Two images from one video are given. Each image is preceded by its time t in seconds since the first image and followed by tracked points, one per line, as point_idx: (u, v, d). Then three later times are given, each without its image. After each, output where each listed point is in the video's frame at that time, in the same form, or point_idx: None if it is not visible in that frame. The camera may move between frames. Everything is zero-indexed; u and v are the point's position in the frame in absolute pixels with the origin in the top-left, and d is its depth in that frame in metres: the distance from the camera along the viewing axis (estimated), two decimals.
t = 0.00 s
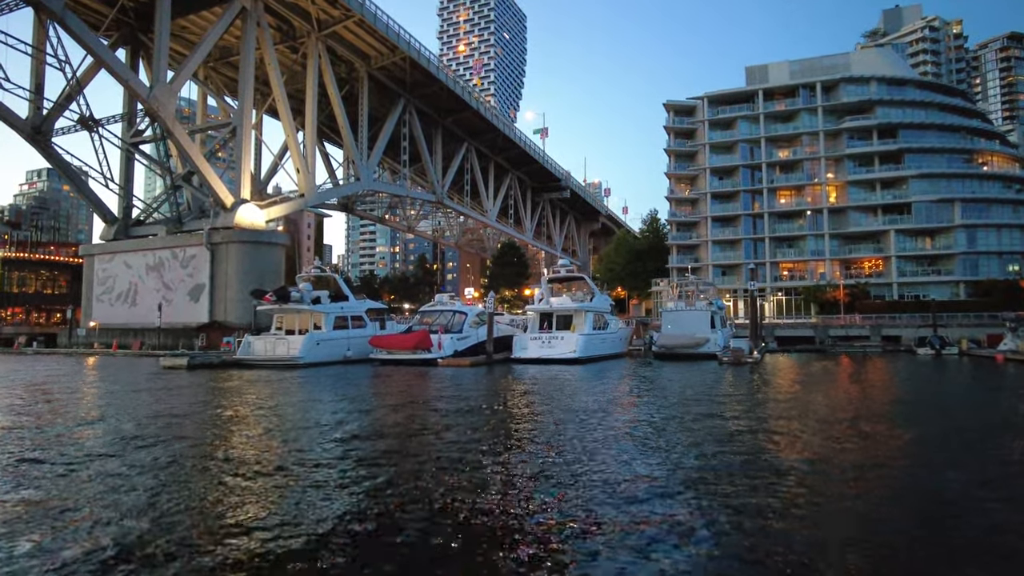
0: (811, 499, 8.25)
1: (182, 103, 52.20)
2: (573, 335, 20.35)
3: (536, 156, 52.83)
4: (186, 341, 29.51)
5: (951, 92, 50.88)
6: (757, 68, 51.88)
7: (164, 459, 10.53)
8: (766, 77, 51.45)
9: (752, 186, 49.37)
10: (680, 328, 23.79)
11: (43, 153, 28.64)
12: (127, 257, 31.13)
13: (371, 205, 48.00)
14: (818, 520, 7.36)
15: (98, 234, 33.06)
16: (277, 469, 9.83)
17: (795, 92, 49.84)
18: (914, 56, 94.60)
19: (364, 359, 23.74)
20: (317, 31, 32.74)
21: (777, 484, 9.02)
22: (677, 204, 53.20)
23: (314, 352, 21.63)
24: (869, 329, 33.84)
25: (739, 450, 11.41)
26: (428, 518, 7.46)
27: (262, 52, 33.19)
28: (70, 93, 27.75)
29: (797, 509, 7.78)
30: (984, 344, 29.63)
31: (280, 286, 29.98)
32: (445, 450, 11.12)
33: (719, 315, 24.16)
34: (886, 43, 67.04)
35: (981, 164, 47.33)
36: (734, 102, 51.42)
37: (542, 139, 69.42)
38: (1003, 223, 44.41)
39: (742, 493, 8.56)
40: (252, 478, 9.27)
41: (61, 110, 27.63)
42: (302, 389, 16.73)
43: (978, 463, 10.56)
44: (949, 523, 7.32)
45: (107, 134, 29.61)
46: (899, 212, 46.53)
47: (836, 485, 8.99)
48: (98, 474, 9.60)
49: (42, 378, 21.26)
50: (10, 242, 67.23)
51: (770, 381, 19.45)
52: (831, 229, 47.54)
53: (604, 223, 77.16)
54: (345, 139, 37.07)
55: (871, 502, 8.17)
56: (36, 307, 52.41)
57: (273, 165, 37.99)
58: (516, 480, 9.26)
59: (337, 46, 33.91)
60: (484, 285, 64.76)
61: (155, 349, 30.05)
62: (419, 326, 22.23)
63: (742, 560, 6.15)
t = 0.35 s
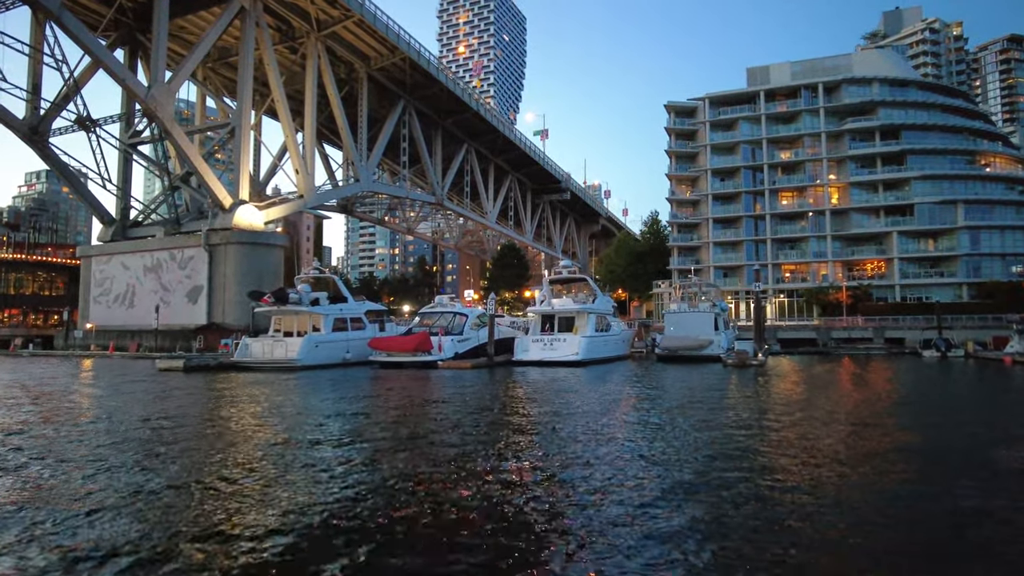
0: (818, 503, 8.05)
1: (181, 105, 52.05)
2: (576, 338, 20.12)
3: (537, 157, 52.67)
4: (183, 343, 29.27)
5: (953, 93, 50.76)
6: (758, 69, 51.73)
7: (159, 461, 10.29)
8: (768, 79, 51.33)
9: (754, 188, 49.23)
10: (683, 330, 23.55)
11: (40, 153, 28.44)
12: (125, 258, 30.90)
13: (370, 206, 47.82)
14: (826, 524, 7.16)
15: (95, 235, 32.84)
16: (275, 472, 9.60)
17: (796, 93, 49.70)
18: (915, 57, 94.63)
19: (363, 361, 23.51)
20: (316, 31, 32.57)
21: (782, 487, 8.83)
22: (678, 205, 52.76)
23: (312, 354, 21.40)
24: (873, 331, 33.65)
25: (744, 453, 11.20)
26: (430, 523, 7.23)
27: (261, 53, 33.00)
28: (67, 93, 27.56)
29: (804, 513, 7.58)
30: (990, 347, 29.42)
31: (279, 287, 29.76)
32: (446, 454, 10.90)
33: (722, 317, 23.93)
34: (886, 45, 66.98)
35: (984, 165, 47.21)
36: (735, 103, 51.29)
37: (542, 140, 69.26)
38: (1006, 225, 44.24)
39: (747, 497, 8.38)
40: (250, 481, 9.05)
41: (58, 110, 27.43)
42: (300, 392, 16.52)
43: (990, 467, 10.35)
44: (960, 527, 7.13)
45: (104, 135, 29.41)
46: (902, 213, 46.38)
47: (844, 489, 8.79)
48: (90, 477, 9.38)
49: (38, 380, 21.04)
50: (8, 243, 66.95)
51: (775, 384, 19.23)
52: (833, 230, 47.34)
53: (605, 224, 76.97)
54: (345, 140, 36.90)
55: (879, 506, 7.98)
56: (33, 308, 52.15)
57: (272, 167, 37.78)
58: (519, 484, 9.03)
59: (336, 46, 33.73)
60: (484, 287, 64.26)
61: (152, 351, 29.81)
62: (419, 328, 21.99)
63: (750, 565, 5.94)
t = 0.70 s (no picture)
0: (822, 503, 7.85)
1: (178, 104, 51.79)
2: (576, 338, 19.91)
3: (535, 156, 52.47)
4: (180, 344, 29.01)
5: (954, 91, 50.61)
6: (758, 67, 51.54)
7: (152, 463, 10.07)
8: (768, 77, 51.17)
9: (754, 187, 49.06)
10: (685, 329, 23.36)
11: (35, 153, 28.21)
12: (120, 259, 30.65)
13: (368, 206, 47.59)
14: (832, 525, 6.97)
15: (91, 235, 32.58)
16: (271, 475, 9.37)
17: (797, 92, 49.54)
18: (914, 56, 94.68)
19: (361, 362, 23.30)
20: (313, 29, 32.33)
21: (786, 488, 8.63)
22: (678, 204, 52.67)
23: (309, 355, 21.18)
24: (874, 331, 33.53)
25: (746, 454, 11.01)
26: (430, 525, 7.01)
27: (258, 51, 32.70)
28: (62, 92, 27.31)
29: (812, 513, 7.40)
30: (994, 346, 29.22)
31: (276, 287, 29.55)
32: (446, 455, 10.69)
33: (724, 317, 23.73)
34: (886, 44, 66.81)
35: (985, 164, 47.06)
36: (735, 101, 51.12)
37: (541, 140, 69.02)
38: (1008, 223, 44.09)
39: (750, 497, 8.18)
40: (244, 484, 8.82)
41: (53, 110, 27.18)
42: (296, 393, 16.30)
43: (998, 466, 10.19)
44: (971, 527, 6.94)
45: (100, 134, 29.15)
46: (903, 212, 46.23)
47: (849, 489, 8.60)
48: (80, 479, 9.16)
49: (31, 381, 20.82)
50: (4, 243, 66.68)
51: (778, 384, 19.03)
52: (833, 230, 47.17)
53: (604, 224, 76.81)
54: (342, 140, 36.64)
55: (886, 506, 7.79)
56: (28, 309, 51.87)
57: (270, 166, 37.54)
58: (520, 485, 8.81)
59: (333, 44, 33.49)
60: (483, 287, 63.88)
61: (148, 352, 29.55)
62: (418, 327, 21.74)
63: (755, 568, 5.73)
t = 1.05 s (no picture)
0: (829, 501, 7.62)
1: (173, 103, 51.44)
2: (576, 335, 19.69)
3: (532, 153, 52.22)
4: (174, 344, 28.70)
5: (952, 86, 50.55)
6: (756, 63, 51.36)
7: (142, 465, 9.79)
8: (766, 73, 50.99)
9: (753, 183, 48.93)
10: (685, 326, 23.14)
11: (27, 151, 27.87)
12: (114, 258, 30.33)
13: (364, 204, 47.29)
14: (837, 522, 6.76)
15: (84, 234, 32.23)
16: (266, 475, 9.17)
17: (795, 87, 49.40)
18: (911, 53, 94.75)
19: (357, 361, 23.05)
20: (308, 26, 32.00)
21: (788, 485, 8.41)
22: (676, 201, 52.64)
23: (304, 354, 20.92)
24: (873, 327, 33.45)
25: (749, 451, 10.80)
26: (428, 527, 6.75)
27: (252, 48, 32.37)
28: (53, 90, 26.96)
29: (821, 511, 7.19)
30: (997, 342, 29.09)
31: (271, 286, 29.29)
32: (444, 456, 10.41)
33: (724, 314, 23.55)
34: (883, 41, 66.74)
35: (984, 159, 46.98)
36: (733, 97, 50.95)
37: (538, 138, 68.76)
38: (1007, 219, 43.97)
39: (754, 494, 7.97)
40: (237, 486, 8.53)
41: (44, 107, 26.84)
42: (291, 393, 16.03)
43: (1007, 462, 10.00)
44: (981, 524, 6.74)
45: (93, 132, 28.80)
46: (902, 208, 46.12)
47: (856, 487, 8.37)
48: (67, 481, 8.91)
49: (22, 382, 20.52)
50: None
51: (780, 381, 18.84)
52: (832, 226, 47.04)
53: (601, 221, 76.63)
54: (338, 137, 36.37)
55: (893, 503, 7.55)
56: (22, 309, 51.46)
57: (265, 164, 37.20)
58: (519, 486, 8.55)
59: (328, 41, 33.18)
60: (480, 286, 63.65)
61: (141, 352, 29.23)
62: (415, 326, 21.47)
63: (762, 567, 5.51)
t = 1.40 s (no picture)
0: (842, 500, 7.42)
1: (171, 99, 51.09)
2: (580, 333, 19.46)
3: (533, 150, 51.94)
4: (172, 341, 28.43)
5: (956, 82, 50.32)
6: (758, 58, 51.09)
7: (137, 465, 9.56)
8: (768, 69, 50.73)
9: (755, 179, 48.77)
10: (690, 323, 22.92)
11: (23, 147, 27.60)
12: (111, 255, 30.08)
13: (364, 201, 47.03)
14: (849, 522, 6.57)
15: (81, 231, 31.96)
16: (266, 471, 9.13)
17: (797, 83, 49.19)
18: (913, 49, 94.51)
19: (358, 359, 22.83)
20: (306, 21, 31.69)
21: (796, 483, 8.22)
22: (677, 197, 52.58)
23: (304, 352, 20.69)
24: (876, 324, 33.32)
25: (755, 450, 10.61)
26: (432, 527, 6.51)
27: (251, 43, 32.05)
28: (49, 85, 26.67)
29: (833, 510, 6.99)
30: (1003, 339, 28.90)
31: (270, 283, 29.04)
32: (446, 455, 10.19)
33: (729, 311, 23.33)
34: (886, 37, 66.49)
35: (988, 155, 46.73)
36: (735, 93, 50.75)
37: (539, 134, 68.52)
38: (1011, 215, 43.71)
39: (761, 493, 7.77)
40: (235, 486, 8.30)
41: (40, 102, 26.55)
42: (290, 391, 15.81)
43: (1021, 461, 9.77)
44: (996, 523, 6.55)
45: (89, 128, 28.53)
46: (904, 204, 45.92)
47: (867, 485, 8.19)
48: (60, 481, 8.68)
49: (17, 380, 20.29)
50: None
51: (786, 379, 18.61)
52: (835, 222, 46.88)
53: (602, 218, 76.37)
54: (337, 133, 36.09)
55: (904, 502, 7.37)
56: (20, 306, 51.24)
57: (263, 160, 36.93)
58: (524, 485, 8.34)
59: (327, 36, 32.88)
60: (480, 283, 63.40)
61: (139, 350, 28.98)
62: (416, 323, 21.21)
63: (774, 568, 5.31)
